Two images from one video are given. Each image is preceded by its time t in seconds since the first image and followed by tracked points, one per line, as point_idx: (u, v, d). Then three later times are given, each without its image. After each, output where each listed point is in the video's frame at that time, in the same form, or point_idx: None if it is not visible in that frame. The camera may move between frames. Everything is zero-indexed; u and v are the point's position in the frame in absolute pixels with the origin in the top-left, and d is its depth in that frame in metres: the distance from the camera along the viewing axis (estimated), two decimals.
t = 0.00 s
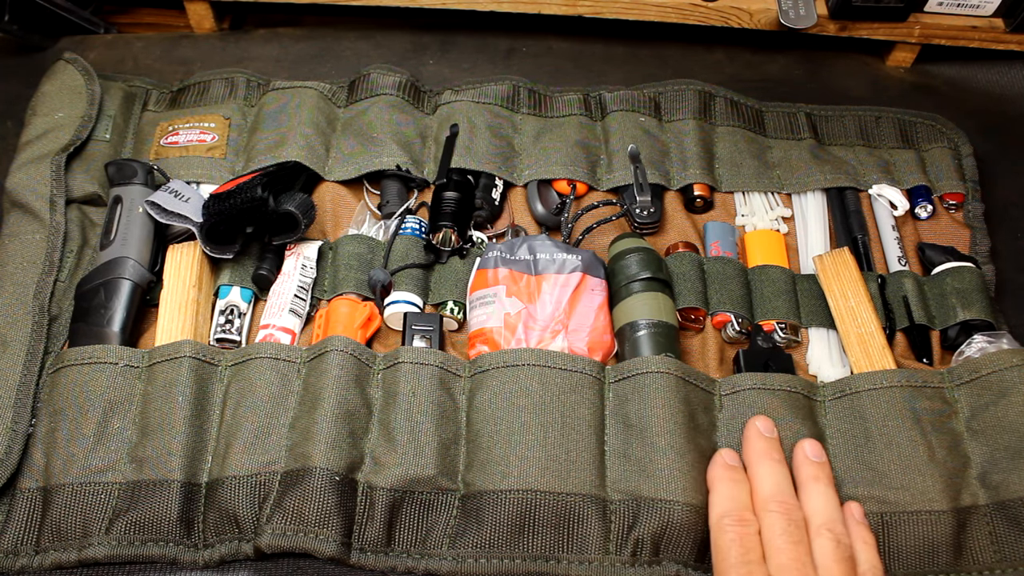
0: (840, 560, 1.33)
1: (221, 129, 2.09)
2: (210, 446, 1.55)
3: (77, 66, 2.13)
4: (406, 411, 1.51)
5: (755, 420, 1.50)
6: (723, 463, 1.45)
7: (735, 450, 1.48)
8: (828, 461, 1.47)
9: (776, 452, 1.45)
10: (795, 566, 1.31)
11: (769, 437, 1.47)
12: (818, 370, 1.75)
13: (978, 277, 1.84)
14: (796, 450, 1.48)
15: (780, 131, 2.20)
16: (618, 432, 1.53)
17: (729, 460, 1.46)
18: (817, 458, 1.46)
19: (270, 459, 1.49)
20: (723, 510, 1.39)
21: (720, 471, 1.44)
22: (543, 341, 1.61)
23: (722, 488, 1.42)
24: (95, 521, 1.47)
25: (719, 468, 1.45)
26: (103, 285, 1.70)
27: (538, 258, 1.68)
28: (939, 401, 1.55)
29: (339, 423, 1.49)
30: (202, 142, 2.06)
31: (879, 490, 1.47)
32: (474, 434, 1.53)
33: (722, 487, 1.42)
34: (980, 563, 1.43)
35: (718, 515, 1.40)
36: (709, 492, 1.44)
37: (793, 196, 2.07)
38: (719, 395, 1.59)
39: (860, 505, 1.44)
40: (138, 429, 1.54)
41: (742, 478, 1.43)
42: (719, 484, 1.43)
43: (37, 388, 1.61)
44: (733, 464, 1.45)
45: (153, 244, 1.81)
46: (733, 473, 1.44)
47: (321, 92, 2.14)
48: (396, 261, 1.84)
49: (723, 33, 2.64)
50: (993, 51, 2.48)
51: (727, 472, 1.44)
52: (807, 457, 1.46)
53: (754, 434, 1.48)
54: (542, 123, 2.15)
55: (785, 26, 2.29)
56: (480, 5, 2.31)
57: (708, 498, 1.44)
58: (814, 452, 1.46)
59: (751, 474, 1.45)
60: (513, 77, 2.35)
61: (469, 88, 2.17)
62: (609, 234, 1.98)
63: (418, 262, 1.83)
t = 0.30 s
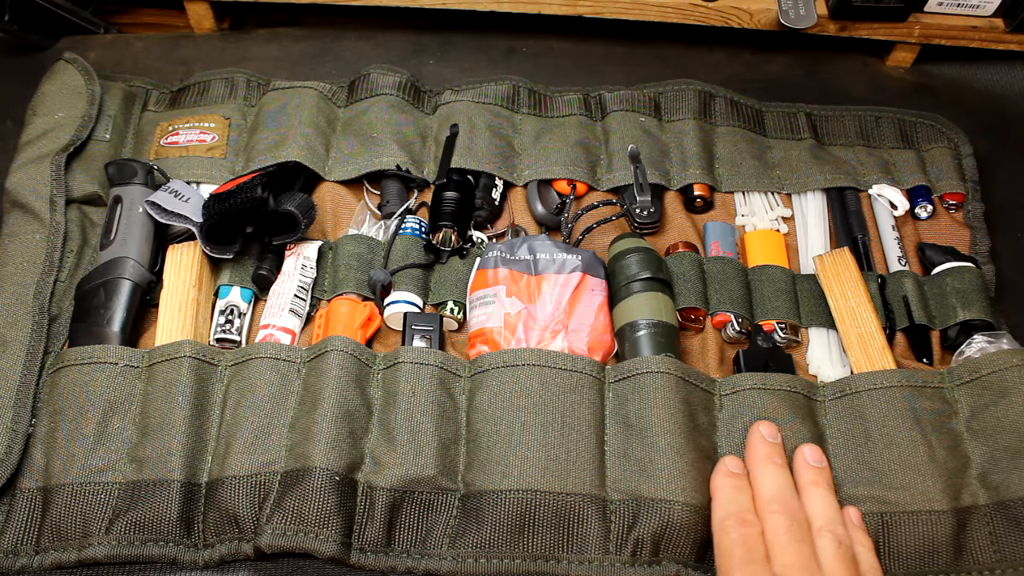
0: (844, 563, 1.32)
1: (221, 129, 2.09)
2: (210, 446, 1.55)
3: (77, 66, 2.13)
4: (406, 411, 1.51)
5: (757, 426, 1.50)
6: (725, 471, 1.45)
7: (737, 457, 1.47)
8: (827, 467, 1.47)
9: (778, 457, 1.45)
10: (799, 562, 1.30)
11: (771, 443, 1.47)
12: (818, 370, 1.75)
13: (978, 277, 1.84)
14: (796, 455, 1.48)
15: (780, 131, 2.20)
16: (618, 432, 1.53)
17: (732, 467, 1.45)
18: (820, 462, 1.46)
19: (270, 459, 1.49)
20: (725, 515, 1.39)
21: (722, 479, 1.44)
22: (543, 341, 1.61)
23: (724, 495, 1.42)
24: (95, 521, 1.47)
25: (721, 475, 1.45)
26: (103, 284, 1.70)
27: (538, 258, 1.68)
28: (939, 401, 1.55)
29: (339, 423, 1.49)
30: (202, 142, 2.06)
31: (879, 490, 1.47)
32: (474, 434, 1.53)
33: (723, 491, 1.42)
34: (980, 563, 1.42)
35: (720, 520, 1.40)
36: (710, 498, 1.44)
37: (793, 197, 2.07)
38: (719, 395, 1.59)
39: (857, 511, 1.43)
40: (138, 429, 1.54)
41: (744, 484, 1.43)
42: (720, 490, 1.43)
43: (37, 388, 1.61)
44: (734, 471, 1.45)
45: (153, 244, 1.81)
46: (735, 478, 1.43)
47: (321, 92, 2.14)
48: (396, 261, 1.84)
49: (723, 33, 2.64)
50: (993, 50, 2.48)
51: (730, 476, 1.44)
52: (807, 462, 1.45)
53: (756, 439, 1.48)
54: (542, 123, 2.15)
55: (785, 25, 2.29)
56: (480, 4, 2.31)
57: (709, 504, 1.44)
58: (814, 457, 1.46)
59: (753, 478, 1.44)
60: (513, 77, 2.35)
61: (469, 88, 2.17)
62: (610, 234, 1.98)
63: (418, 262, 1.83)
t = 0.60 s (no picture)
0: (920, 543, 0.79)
1: (221, 129, 2.09)
2: (210, 446, 1.55)
3: (77, 66, 2.13)
4: (406, 411, 1.51)
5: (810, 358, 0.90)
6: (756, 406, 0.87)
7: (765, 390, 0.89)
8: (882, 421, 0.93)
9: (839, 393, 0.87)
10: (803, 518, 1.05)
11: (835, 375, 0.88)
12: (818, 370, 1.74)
13: (978, 276, 1.84)
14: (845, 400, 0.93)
15: (780, 131, 2.20)
16: (618, 432, 1.53)
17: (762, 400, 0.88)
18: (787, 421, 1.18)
19: (270, 458, 1.49)
20: (765, 457, 0.84)
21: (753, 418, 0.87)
22: (543, 342, 1.61)
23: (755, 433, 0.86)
24: (95, 520, 1.47)
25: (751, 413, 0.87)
26: (103, 284, 1.70)
27: (538, 258, 1.68)
28: (939, 401, 1.55)
29: (339, 422, 1.49)
30: (202, 142, 2.06)
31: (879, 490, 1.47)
32: (474, 434, 1.52)
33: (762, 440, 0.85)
34: (981, 563, 1.42)
35: (758, 466, 0.84)
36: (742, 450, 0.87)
37: (793, 196, 2.07)
38: (718, 395, 1.59)
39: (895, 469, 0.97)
40: (138, 429, 1.54)
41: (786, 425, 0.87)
42: (750, 431, 0.86)
43: (37, 388, 1.61)
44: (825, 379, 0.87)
45: (153, 244, 1.81)
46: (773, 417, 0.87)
47: (321, 92, 2.14)
48: (396, 261, 1.84)
49: (723, 32, 2.64)
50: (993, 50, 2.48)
51: (761, 414, 0.87)
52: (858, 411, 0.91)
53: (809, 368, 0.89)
54: (542, 123, 2.15)
55: (785, 25, 2.29)
56: (480, 5, 2.31)
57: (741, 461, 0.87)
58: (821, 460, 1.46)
59: (802, 417, 0.87)
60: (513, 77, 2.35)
61: (469, 88, 2.17)
62: (609, 234, 1.98)
63: (418, 262, 1.83)
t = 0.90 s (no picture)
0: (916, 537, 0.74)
1: (221, 129, 2.09)
2: (210, 446, 1.55)
3: (77, 66, 2.13)
4: (406, 411, 1.51)
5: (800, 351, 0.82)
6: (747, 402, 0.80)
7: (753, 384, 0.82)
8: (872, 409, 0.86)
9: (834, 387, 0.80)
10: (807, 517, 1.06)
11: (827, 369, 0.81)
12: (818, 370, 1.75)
13: (978, 276, 1.84)
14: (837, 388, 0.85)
15: (780, 131, 2.20)
16: (618, 432, 1.53)
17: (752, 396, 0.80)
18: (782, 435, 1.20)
19: (269, 458, 1.49)
20: (756, 465, 0.77)
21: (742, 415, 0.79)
22: (543, 341, 1.61)
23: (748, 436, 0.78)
24: (95, 520, 1.47)
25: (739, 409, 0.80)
26: (103, 284, 1.70)
27: (538, 258, 1.68)
28: (939, 401, 1.55)
29: (339, 422, 1.49)
30: (202, 142, 2.06)
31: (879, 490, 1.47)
32: (474, 434, 1.52)
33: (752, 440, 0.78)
34: (981, 563, 1.42)
35: (749, 475, 0.77)
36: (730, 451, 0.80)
37: (793, 196, 2.07)
38: (718, 395, 1.59)
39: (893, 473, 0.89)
40: (138, 429, 1.54)
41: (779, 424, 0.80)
42: (739, 432, 0.79)
43: (37, 388, 1.61)
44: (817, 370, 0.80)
45: (153, 244, 1.81)
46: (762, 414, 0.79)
47: (321, 92, 2.14)
48: (396, 261, 1.84)
49: (724, 33, 2.64)
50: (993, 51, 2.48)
51: (752, 413, 0.79)
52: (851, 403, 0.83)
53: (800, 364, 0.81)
54: (542, 123, 2.15)
55: (785, 25, 2.29)
56: (480, 5, 2.31)
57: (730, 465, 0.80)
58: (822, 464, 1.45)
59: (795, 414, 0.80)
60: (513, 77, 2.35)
61: (469, 88, 2.17)
62: (609, 234, 1.98)
63: (418, 262, 1.83)
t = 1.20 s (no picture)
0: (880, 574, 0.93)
1: (221, 129, 2.09)
2: (210, 446, 1.55)
3: (77, 66, 2.13)
4: (406, 411, 1.51)
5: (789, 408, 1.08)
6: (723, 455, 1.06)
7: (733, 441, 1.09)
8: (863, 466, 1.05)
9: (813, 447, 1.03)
10: None
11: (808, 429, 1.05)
12: (818, 370, 1.75)
13: (978, 276, 1.84)
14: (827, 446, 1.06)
15: (780, 131, 2.20)
16: (618, 432, 1.53)
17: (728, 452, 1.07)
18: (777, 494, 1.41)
19: (269, 458, 1.49)
20: (726, 505, 1.01)
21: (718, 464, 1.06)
22: (543, 341, 1.61)
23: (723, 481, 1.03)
24: (95, 520, 1.47)
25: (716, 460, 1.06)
26: (103, 284, 1.70)
27: (538, 258, 1.68)
28: (939, 401, 1.54)
29: (339, 422, 1.49)
30: (202, 142, 2.06)
31: (879, 490, 1.47)
32: (474, 434, 1.52)
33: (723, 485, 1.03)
34: (980, 563, 1.42)
35: (720, 513, 1.01)
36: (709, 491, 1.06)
37: (793, 196, 2.07)
38: (718, 395, 1.59)
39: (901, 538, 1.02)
40: (138, 429, 1.54)
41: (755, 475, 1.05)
42: (716, 478, 1.04)
43: (37, 388, 1.61)
44: (800, 424, 1.05)
45: (153, 244, 1.81)
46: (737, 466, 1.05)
47: (321, 92, 2.14)
48: (396, 261, 1.84)
49: (723, 32, 2.64)
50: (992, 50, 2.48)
51: (727, 462, 1.05)
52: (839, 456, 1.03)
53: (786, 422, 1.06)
54: (542, 123, 2.15)
55: (785, 25, 2.29)
56: (480, 5, 2.31)
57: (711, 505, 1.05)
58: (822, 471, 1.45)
59: (778, 466, 1.03)
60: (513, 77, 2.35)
61: (469, 88, 2.17)
62: (609, 234, 1.98)
63: (418, 261, 1.83)
